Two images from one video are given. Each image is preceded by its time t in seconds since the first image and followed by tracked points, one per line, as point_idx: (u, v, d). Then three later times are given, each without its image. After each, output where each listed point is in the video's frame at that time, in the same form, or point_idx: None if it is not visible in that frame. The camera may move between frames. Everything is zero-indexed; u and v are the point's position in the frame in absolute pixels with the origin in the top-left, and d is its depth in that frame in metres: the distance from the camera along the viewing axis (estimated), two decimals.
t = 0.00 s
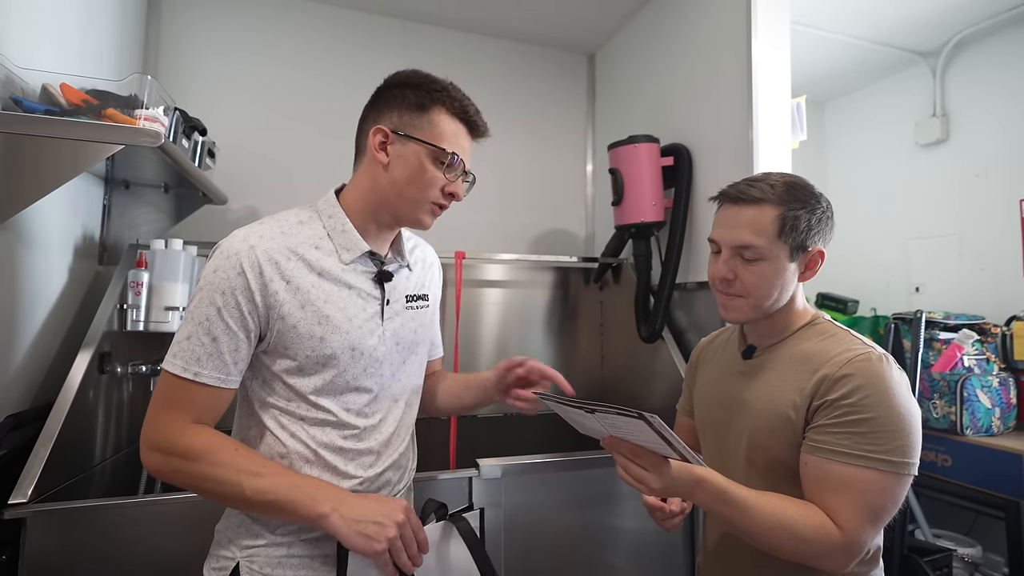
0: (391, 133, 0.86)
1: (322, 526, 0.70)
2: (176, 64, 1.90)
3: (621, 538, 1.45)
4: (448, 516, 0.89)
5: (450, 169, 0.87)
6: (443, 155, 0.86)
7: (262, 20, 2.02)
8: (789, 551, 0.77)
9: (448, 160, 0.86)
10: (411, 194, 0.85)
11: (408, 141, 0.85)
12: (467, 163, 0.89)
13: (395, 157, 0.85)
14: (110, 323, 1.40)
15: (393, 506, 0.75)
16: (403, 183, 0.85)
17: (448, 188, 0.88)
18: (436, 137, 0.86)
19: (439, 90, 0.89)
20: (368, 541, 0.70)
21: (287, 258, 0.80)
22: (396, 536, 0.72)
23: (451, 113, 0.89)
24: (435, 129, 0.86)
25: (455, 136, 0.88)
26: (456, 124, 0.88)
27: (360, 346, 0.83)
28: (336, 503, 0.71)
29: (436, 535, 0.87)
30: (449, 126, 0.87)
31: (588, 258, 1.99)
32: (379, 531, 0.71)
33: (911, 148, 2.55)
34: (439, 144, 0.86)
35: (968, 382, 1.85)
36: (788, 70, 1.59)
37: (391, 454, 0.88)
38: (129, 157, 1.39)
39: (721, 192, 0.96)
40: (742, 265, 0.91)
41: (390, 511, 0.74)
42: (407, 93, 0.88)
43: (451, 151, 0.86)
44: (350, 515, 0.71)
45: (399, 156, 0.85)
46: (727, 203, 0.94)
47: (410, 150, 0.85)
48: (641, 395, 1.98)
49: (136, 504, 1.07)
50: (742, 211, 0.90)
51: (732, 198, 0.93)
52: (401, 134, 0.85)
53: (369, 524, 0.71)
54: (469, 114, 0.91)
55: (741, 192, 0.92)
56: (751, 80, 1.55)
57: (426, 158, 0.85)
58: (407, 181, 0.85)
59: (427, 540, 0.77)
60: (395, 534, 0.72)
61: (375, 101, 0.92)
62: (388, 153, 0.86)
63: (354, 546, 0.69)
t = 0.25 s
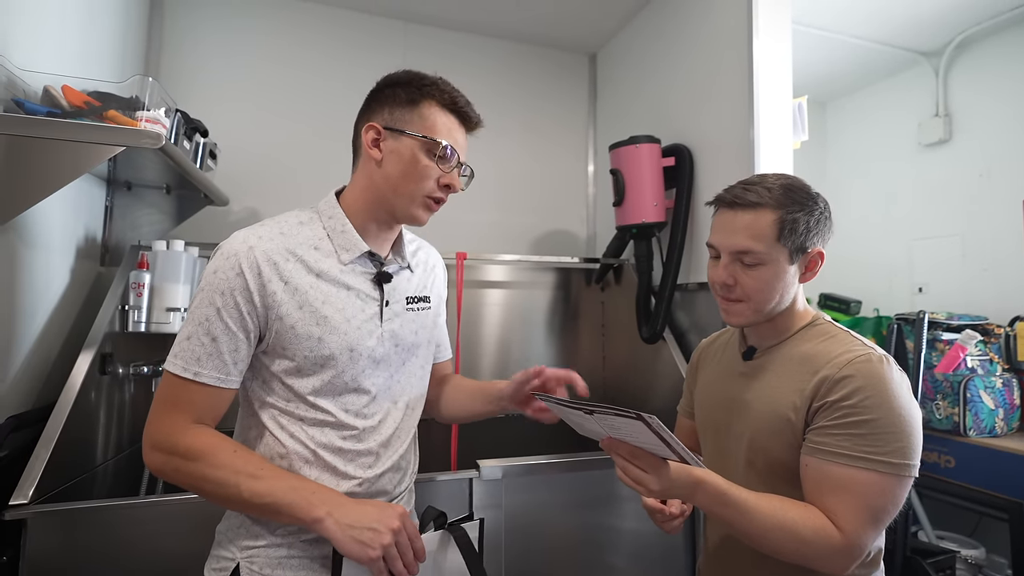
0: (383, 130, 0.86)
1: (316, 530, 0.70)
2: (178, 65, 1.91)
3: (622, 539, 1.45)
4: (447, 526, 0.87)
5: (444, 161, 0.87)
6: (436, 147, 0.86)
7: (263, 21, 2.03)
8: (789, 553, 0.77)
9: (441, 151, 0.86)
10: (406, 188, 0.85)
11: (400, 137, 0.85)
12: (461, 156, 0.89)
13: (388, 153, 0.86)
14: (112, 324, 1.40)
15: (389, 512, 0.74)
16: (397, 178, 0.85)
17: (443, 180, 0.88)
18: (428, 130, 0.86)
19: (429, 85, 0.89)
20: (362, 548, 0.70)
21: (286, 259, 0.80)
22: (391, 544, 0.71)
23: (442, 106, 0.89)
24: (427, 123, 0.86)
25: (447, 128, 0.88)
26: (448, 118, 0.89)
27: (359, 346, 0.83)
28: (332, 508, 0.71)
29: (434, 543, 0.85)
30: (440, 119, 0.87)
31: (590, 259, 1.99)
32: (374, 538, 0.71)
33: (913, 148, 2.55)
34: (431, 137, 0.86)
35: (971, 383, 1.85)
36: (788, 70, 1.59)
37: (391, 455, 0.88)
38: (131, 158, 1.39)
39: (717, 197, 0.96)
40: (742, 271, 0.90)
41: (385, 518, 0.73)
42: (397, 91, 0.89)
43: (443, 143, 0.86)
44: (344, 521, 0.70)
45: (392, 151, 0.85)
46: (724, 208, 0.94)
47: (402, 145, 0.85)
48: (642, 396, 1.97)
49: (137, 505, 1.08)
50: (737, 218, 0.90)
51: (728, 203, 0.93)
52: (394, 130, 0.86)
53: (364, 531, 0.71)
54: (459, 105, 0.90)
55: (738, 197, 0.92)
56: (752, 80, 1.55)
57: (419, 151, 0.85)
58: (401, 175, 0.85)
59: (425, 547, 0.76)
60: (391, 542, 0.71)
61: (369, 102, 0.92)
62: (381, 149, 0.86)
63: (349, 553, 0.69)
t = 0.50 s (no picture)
0: (387, 133, 0.87)
1: (316, 525, 0.70)
2: (181, 68, 1.92)
3: (623, 539, 1.44)
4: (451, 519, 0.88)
5: (447, 166, 0.87)
6: (439, 152, 0.86)
7: (266, 24, 2.04)
8: (786, 551, 0.76)
9: (444, 156, 0.86)
10: (409, 192, 0.86)
11: (404, 139, 0.86)
12: (465, 160, 0.89)
13: (391, 156, 0.86)
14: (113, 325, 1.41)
15: (388, 507, 0.74)
16: (400, 181, 0.85)
17: (446, 184, 0.88)
18: (432, 135, 0.86)
19: (434, 88, 0.89)
20: (360, 542, 0.70)
21: (289, 258, 0.81)
22: (389, 538, 0.71)
23: (447, 110, 0.89)
24: (432, 127, 0.87)
25: (452, 132, 0.88)
26: (453, 121, 0.89)
27: (360, 346, 0.83)
28: (331, 503, 0.71)
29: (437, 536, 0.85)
30: (445, 123, 0.87)
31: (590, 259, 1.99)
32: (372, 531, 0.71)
33: (916, 147, 2.54)
34: (435, 141, 0.86)
35: (975, 383, 1.83)
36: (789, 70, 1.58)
37: (389, 453, 0.89)
38: (132, 159, 1.40)
39: (714, 196, 0.96)
40: (739, 270, 0.90)
41: (383, 512, 0.73)
42: (403, 93, 0.89)
43: (446, 147, 0.86)
44: (343, 515, 0.71)
45: (395, 155, 0.86)
46: (721, 207, 0.94)
47: (406, 148, 0.85)
48: (644, 396, 1.97)
49: (138, 503, 1.08)
50: (733, 217, 0.90)
51: (725, 202, 0.93)
52: (398, 132, 0.86)
53: (362, 525, 0.71)
54: (464, 109, 0.91)
55: (734, 196, 0.92)
56: (752, 79, 1.55)
57: (422, 155, 0.85)
58: (404, 179, 0.85)
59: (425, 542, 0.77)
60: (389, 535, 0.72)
61: (374, 103, 0.93)
62: (385, 152, 0.87)
63: (347, 548, 0.69)
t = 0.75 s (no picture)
0: (382, 131, 0.86)
1: (310, 519, 0.70)
2: (166, 60, 1.89)
3: (611, 532, 1.45)
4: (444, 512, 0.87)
5: (440, 167, 0.87)
6: (433, 153, 0.85)
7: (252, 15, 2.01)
8: (771, 544, 0.77)
9: (438, 157, 0.86)
10: (402, 191, 0.85)
11: (399, 138, 0.85)
12: (458, 161, 0.89)
13: (385, 154, 0.85)
14: (97, 321, 1.39)
15: (382, 499, 0.76)
16: (394, 180, 0.84)
17: (439, 185, 0.88)
18: (427, 135, 0.86)
19: (429, 88, 0.89)
20: (356, 533, 0.71)
21: (280, 254, 0.80)
22: (385, 530, 0.73)
23: (442, 111, 0.88)
24: (426, 127, 0.86)
25: (446, 133, 0.88)
26: (447, 122, 0.88)
27: (349, 343, 0.82)
28: (325, 496, 0.72)
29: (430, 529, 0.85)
30: (439, 123, 0.87)
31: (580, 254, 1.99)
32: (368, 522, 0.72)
33: (905, 142, 2.55)
34: (429, 141, 0.86)
35: (960, 376, 1.86)
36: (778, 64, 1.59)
37: (377, 449, 0.89)
38: (116, 153, 1.38)
39: (699, 197, 0.96)
40: (731, 268, 0.90)
41: (378, 504, 0.75)
42: (397, 92, 0.88)
43: (440, 148, 0.86)
44: (339, 507, 0.72)
45: (389, 153, 0.85)
46: (707, 207, 0.94)
47: (400, 148, 0.84)
48: (634, 391, 1.98)
49: (124, 501, 1.07)
50: (719, 217, 0.90)
51: (711, 203, 0.93)
52: (392, 131, 0.85)
53: (358, 517, 0.72)
54: (459, 110, 0.90)
55: (720, 196, 0.91)
56: (741, 74, 1.55)
57: (416, 155, 0.85)
58: (397, 178, 0.84)
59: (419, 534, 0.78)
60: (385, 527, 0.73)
61: (366, 100, 0.92)
62: (379, 150, 0.86)
63: (344, 540, 0.71)
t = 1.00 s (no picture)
0: (369, 125, 0.85)
1: (303, 514, 0.70)
2: (151, 53, 1.87)
3: (602, 527, 1.46)
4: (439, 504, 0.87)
5: (430, 160, 0.87)
6: (422, 146, 0.85)
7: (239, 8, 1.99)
8: (760, 536, 0.77)
9: (427, 150, 0.86)
10: (393, 184, 0.85)
11: (387, 132, 0.84)
12: (446, 153, 0.89)
13: (374, 148, 0.84)
14: (81, 317, 1.37)
15: (374, 494, 0.75)
16: (384, 174, 0.84)
17: (428, 178, 0.88)
18: (414, 128, 0.85)
19: (416, 81, 0.88)
20: (348, 528, 0.71)
21: (267, 248, 0.79)
22: (377, 523, 0.72)
23: (429, 104, 0.88)
24: (413, 120, 0.86)
25: (433, 126, 0.88)
26: (434, 114, 0.88)
27: (339, 337, 0.82)
28: (317, 491, 0.71)
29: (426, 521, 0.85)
30: (426, 116, 0.87)
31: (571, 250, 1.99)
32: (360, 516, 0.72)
33: (891, 139, 2.58)
34: (417, 134, 0.85)
35: (944, 369, 1.89)
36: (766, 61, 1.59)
37: (367, 445, 0.88)
38: (99, 147, 1.36)
39: (695, 184, 0.95)
40: (723, 258, 0.90)
41: (371, 499, 0.74)
42: (383, 84, 0.87)
43: (429, 142, 0.85)
44: (331, 502, 0.71)
45: (378, 147, 0.84)
46: (701, 196, 0.94)
47: (389, 141, 0.84)
48: (624, 386, 1.99)
49: (110, 498, 1.06)
50: (715, 205, 0.90)
51: (706, 189, 0.93)
52: (379, 124, 0.84)
53: (350, 512, 0.71)
54: (447, 104, 0.90)
55: (715, 184, 0.92)
56: (730, 70, 1.55)
57: (405, 149, 0.84)
58: (387, 172, 0.84)
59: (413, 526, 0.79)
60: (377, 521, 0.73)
61: (352, 93, 0.91)
62: (367, 144, 0.85)
63: (335, 535, 0.70)
